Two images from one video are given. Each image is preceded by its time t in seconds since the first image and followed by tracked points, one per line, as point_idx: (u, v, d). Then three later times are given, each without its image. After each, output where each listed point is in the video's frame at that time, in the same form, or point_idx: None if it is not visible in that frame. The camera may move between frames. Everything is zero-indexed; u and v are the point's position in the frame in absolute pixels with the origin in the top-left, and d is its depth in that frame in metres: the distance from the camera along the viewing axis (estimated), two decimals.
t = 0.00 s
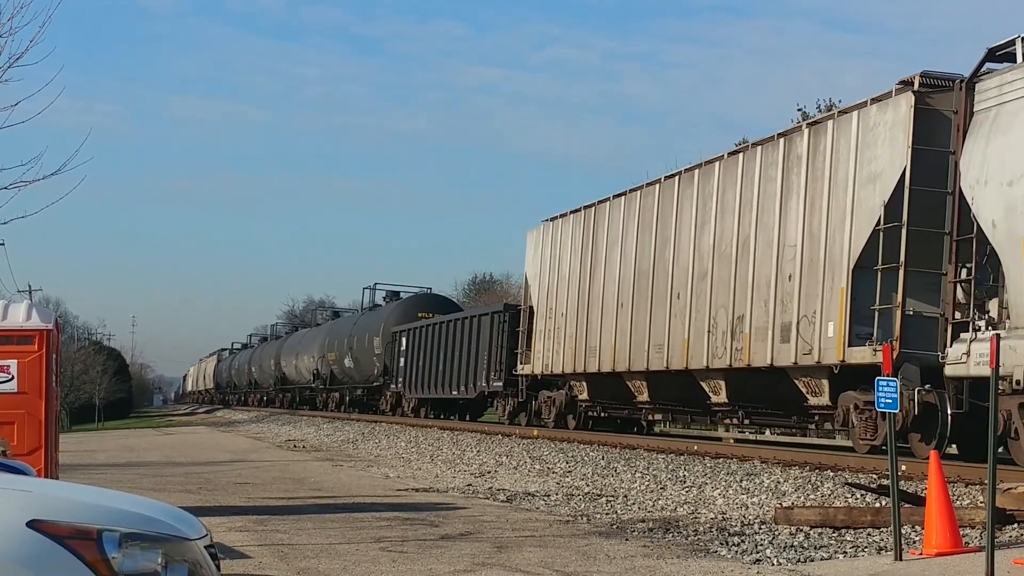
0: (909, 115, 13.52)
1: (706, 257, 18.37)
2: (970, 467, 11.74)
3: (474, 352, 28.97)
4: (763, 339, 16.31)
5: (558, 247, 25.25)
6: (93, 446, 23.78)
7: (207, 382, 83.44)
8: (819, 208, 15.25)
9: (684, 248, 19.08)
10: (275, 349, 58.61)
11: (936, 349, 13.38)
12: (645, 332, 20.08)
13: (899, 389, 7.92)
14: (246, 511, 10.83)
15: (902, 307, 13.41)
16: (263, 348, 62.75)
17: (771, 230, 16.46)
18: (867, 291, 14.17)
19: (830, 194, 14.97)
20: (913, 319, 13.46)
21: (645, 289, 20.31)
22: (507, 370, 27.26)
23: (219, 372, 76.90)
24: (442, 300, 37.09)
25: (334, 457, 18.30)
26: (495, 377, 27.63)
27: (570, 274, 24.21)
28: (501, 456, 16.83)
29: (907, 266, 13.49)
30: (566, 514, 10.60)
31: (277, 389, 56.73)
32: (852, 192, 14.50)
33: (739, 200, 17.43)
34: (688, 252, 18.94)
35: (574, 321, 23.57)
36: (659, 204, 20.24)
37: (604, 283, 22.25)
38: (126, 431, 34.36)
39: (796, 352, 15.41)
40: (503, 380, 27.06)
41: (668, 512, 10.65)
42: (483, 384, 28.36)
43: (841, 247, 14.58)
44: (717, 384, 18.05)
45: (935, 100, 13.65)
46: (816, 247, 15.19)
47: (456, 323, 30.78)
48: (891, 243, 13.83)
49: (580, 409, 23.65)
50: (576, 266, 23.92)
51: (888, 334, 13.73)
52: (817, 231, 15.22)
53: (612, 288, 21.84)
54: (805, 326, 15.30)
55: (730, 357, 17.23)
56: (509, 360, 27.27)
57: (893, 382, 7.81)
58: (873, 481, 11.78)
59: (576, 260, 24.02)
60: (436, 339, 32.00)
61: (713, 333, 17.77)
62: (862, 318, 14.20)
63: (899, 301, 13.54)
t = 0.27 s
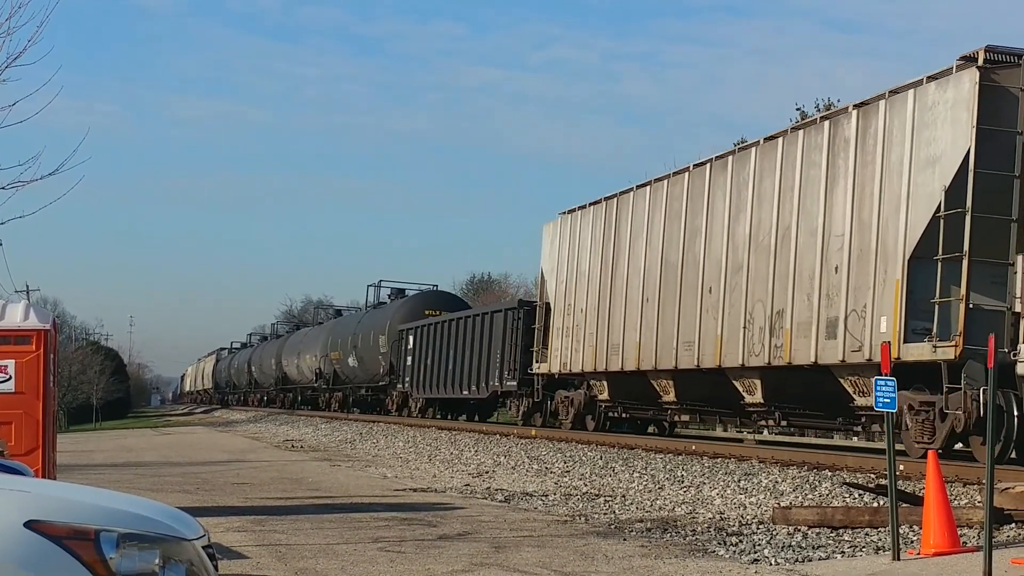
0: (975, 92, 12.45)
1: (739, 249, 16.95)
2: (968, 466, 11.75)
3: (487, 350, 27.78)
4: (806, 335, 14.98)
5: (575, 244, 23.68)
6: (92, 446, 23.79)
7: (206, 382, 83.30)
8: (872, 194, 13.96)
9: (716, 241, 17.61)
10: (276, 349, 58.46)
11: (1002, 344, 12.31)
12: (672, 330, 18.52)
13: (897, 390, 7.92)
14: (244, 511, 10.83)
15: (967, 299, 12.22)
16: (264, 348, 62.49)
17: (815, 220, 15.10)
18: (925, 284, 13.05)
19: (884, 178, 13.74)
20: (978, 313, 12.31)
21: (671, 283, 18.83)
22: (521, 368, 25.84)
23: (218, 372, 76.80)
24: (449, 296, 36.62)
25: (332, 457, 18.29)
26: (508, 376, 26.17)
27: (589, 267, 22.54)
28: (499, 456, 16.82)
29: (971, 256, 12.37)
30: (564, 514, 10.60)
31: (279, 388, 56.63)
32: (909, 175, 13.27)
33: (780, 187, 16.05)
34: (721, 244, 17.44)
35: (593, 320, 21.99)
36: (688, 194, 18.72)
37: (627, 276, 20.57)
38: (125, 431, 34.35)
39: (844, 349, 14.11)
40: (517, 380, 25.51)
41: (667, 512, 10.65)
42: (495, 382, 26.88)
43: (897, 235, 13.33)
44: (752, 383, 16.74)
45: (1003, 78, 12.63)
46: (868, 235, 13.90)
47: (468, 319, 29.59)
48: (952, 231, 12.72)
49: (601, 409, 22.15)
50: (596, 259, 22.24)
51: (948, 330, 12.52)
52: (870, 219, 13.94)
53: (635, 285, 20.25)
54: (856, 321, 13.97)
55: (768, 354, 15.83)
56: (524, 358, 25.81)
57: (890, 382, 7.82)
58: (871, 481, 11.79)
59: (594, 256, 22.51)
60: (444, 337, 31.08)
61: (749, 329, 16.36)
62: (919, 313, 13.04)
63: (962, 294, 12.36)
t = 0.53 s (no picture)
0: None
1: (782, 241, 15.63)
2: (973, 467, 11.76)
3: (505, 351, 26.82)
4: (861, 333, 13.69)
5: (597, 238, 22.20)
6: (97, 448, 23.84)
7: (211, 383, 83.29)
8: (934, 179, 12.68)
9: (758, 235, 16.26)
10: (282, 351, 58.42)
11: None
12: (707, 328, 17.23)
13: (901, 391, 7.93)
14: (249, 513, 10.85)
15: None
16: (271, 349, 62.37)
17: (869, 208, 13.81)
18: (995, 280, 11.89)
19: (947, 163, 12.48)
20: None
21: (706, 279, 17.55)
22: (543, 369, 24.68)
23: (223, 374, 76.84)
24: (462, 296, 36.22)
25: (336, 458, 18.30)
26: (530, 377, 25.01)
27: (615, 263, 21.00)
28: (504, 458, 16.81)
29: None
30: (569, 515, 10.61)
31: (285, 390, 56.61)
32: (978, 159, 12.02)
33: (828, 175, 14.73)
34: (763, 236, 16.09)
35: (618, 318, 20.56)
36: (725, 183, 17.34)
37: (658, 271, 19.18)
38: (129, 433, 34.40)
39: (904, 348, 12.86)
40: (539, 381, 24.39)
41: (671, 513, 10.65)
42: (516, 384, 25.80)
43: (964, 224, 12.08)
44: (796, 384, 15.44)
45: None
46: (932, 225, 12.63)
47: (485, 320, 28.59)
48: None
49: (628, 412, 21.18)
50: (621, 254, 20.84)
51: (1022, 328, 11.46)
52: (932, 208, 12.68)
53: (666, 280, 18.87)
54: (916, 317, 12.72)
55: (816, 354, 14.53)
56: (547, 358, 24.65)
57: (894, 383, 7.82)
58: (876, 481, 11.80)
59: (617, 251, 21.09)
60: (460, 338, 30.44)
61: (795, 328, 15.01)
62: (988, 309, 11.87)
63: None
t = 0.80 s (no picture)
0: None
1: (828, 231, 14.41)
2: (972, 468, 11.76)
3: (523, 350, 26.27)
4: (919, 330, 12.49)
5: (620, 230, 20.94)
6: (95, 448, 23.82)
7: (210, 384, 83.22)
8: (1003, 163, 11.53)
9: (800, 225, 15.05)
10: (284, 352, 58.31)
11: None
12: (743, 326, 16.08)
13: (900, 392, 7.92)
14: (247, 513, 10.85)
15: None
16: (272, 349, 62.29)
17: (927, 194, 12.62)
18: None
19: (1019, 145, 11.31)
20: None
21: (741, 273, 16.38)
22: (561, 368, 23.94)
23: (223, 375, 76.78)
24: (470, 295, 35.99)
25: (335, 459, 18.28)
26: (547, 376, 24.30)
27: (640, 257, 19.76)
28: (502, 459, 16.81)
29: None
30: (567, 516, 10.59)
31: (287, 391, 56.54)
32: None
33: (880, 160, 13.51)
34: (806, 225, 14.87)
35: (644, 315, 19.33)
36: (764, 169, 16.05)
37: (688, 265, 17.99)
38: (128, 433, 34.37)
39: (968, 347, 11.73)
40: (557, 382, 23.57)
41: (670, 514, 10.64)
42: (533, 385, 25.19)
43: None
44: (842, 384, 14.32)
45: None
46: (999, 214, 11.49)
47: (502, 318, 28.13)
48: None
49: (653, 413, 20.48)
50: (646, 247, 19.59)
51: None
52: (1000, 192, 11.54)
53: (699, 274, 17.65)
54: (984, 313, 11.61)
55: (867, 353, 13.36)
56: (565, 358, 23.86)
57: (893, 384, 7.82)
58: (875, 482, 11.80)
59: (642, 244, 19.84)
60: (473, 338, 30.19)
61: (844, 324, 13.80)
62: None
63: None
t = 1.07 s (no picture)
0: None
1: (882, 212, 12.73)
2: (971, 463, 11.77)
3: (540, 343, 25.92)
4: (986, 321, 10.88)
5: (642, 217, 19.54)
6: (94, 443, 23.83)
7: (210, 379, 83.15)
8: None
9: (849, 206, 13.39)
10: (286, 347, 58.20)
11: None
12: (782, 318, 14.53)
13: (900, 387, 7.92)
14: (246, 509, 10.85)
15: None
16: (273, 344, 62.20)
17: (996, 169, 10.99)
18: None
19: None
20: None
21: (779, 262, 14.81)
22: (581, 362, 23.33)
23: (223, 371, 76.72)
24: (482, 287, 35.96)
25: (334, 455, 18.28)
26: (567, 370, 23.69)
27: (668, 246, 18.21)
28: (501, 454, 16.80)
29: None
30: (566, 511, 10.59)
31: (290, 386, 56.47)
32: None
33: (942, 136, 11.82)
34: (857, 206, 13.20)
35: (670, 308, 17.81)
36: (808, 146, 14.42)
37: (721, 253, 16.41)
38: (126, 428, 34.37)
39: None
40: (578, 376, 23.03)
41: (669, 509, 10.64)
42: (551, 379, 24.70)
43: None
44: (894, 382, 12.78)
45: None
46: None
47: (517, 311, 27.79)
48: None
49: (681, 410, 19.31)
50: (671, 235, 18.11)
51: None
52: None
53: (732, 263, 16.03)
54: None
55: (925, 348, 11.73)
56: (586, 351, 23.28)
57: (893, 379, 7.81)
58: (874, 477, 11.81)
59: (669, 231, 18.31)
60: (486, 331, 30.16)
61: (898, 315, 12.17)
62: None
63: None
